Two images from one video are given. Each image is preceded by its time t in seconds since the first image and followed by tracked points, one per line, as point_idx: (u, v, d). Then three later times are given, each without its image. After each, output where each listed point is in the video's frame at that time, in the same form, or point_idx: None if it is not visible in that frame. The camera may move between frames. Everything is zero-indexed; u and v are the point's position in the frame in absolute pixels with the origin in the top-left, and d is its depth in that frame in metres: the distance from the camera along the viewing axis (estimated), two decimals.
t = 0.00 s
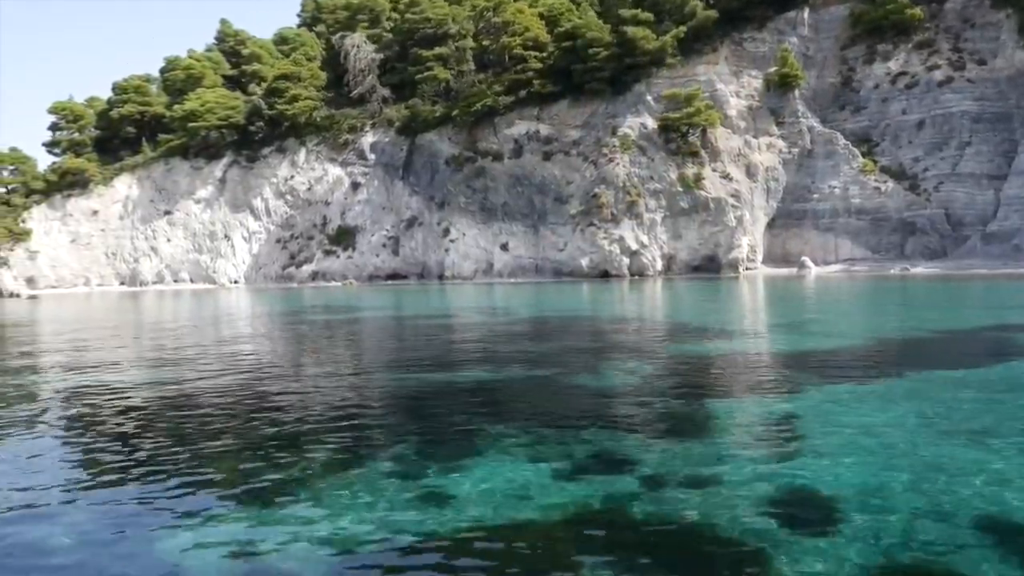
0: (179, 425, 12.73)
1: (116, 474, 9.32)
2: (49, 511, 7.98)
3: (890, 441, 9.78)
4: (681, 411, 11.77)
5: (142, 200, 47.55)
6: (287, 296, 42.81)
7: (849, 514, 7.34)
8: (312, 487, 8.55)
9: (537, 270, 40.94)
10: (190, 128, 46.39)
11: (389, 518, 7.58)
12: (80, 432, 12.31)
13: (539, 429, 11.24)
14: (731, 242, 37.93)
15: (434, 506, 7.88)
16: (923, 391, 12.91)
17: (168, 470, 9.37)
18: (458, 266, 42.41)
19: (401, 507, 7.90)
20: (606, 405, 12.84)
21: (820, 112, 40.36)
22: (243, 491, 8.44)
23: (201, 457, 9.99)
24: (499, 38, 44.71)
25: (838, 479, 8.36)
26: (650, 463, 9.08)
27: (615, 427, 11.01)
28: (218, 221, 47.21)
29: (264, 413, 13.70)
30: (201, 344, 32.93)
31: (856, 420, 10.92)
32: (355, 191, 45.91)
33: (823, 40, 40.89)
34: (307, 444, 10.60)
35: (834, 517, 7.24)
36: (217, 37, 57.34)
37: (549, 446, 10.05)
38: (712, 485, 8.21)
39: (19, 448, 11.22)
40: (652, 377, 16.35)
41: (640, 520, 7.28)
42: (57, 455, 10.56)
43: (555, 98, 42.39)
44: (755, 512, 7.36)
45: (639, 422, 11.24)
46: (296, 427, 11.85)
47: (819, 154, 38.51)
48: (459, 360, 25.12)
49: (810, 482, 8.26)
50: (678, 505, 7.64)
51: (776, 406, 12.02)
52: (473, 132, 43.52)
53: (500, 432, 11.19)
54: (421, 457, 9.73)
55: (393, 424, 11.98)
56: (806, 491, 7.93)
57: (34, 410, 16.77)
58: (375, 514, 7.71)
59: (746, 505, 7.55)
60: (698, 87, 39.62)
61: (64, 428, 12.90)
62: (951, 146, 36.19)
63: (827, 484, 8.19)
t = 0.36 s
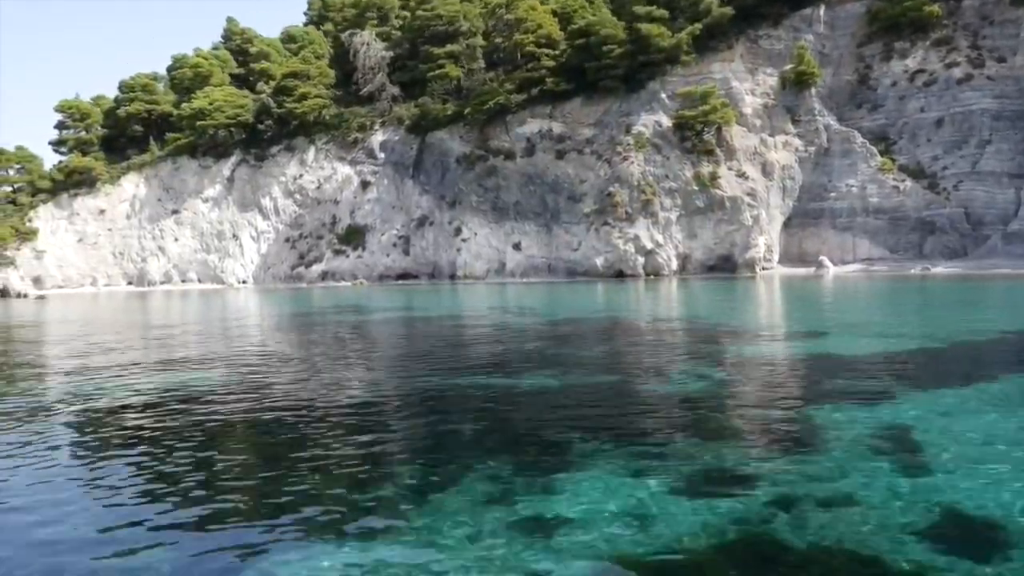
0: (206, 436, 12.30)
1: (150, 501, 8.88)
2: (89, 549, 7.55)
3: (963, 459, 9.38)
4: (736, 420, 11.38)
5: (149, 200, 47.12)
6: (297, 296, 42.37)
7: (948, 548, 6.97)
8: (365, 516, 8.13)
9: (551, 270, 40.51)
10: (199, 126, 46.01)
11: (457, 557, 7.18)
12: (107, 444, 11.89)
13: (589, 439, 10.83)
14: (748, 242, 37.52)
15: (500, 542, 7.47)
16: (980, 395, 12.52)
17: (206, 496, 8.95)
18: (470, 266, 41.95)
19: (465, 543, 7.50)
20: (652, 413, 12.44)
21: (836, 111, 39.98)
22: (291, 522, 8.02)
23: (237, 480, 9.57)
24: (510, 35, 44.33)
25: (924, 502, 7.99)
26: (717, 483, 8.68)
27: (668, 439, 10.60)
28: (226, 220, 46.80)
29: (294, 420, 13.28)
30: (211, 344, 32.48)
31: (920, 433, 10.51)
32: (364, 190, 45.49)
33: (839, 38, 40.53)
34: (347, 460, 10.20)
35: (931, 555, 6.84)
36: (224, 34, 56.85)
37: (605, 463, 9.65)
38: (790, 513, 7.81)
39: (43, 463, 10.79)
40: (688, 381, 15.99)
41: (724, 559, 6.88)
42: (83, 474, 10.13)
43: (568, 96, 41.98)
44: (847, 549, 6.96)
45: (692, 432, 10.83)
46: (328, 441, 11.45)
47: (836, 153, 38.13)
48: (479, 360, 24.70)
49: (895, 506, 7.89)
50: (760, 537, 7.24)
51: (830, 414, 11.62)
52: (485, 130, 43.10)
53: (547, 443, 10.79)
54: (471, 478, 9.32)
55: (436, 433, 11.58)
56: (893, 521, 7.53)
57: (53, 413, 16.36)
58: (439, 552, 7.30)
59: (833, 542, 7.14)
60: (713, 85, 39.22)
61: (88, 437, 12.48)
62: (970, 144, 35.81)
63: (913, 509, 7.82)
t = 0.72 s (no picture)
0: (242, 437, 11.92)
1: (191, 508, 8.46)
2: (134, 560, 7.15)
3: None
4: (796, 425, 10.97)
5: (157, 198, 46.73)
6: (307, 296, 41.90)
7: None
8: (428, 525, 7.74)
9: (564, 269, 40.05)
10: (208, 125, 45.67)
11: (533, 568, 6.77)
12: (140, 447, 11.51)
13: (645, 443, 10.43)
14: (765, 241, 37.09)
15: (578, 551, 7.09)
16: None
17: (251, 506, 8.51)
18: (483, 265, 41.46)
19: (539, 553, 7.10)
20: (703, 417, 12.05)
21: (853, 109, 39.59)
22: (348, 532, 7.62)
23: (280, 486, 9.16)
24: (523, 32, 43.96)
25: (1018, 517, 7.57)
26: (793, 492, 8.29)
27: (729, 443, 10.20)
28: (234, 220, 46.40)
29: (330, 422, 12.90)
30: (224, 344, 32.11)
31: (993, 443, 10.12)
32: (374, 189, 45.11)
33: (855, 35, 40.16)
34: (397, 466, 9.82)
35: None
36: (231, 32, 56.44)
37: (669, 468, 9.26)
38: (878, 529, 7.42)
39: (77, 466, 10.42)
40: (729, 380, 15.64)
41: None
42: (116, 479, 9.73)
43: (582, 94, 41.56)
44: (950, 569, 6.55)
45: (754, 439, 10.45)
46: (373, 444, 11.07)
47: (853, 152, 37.73)
48: (501, 361, 24.29)
49: (988, 522, 7.47)
50: (856, 557, 6.81)
51: (892, 421, 11.22)
52: (497, 128, 42.69)
53: (602, 448, 10.38)
54: (531, 484, 8.94)
55: (483, 438, 11.15)
56: (992, 539, 7.11)
57: (76, 413, 15.98)
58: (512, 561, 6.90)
59: (931, 560, 6.75)
60: (729, 83, 38.81)
61: (116, 441, 12.05)
62: (991, 142, 35.41)
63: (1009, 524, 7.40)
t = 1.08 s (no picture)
0: (275, 438, 11.48)
1: (215, 509, 7.96)
2: (163, 559, 6.65)
3: None
4: (854, 428, 10.52)
5: (165, 197, 46.33)
6: (316, 296, 41.44)
7: None
8: (486, 521, 7.29)
9: (577, 269, 39.57)
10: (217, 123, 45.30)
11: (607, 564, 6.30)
12: (169, 448, 11.07)
13: (701, 442, 9.99)
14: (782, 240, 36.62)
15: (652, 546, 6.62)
16: None
17: (293, 503, 8.09)
18: (495, 265, 40.94)
19: (607, 544, 6.68)
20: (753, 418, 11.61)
21: (869, 106, 39.21)
22: (393, 529, 7.14)
23: (312, 485, 8.69)
24: (535, 29, 43.61)
25: None
26: (866, 489, 7.85)
27: (790, 441, 9.76)
28: (243, 219, 45.94)
29: (364, 422, 12.46)
30: (235, 345, 31.59)
31: None
32: (384, 187, 44.72)
33: (871, 32, 39.78)
34: (440, 465, 9.40)
35: None
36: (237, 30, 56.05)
37: (728, 462, 8.84)
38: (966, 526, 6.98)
39: (105, 467, 9.97)
40: (768, 379, 15.22)
41: None
42: (140, 480, 9.26)
43: (595, 91, 41.08)
44: None
45: (815, 438, 10.00)
46: (414, 443, 10.64)
47: (870, 149, 37.32)
48: (522, 361, 23.86)
49: None
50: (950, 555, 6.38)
51: (956, 423, 10.77)
52: (509, 127, 42.29)
53: (654, 446, 9.94)
54: (588, 480, 8.49)
55: (527, 440, 10.71)
56: None
57: (95, 413, 15.53)
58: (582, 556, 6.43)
59: None
60: (745, 79, 38.34)
61: (140, 443, 11.59)
62: (1011, 139, 34.98)
63: None
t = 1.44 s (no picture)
0: (314, 437, 11.09)
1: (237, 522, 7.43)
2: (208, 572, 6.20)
3: None
4: (919, 425, 10.17)
5: (173, 195, 46.15)
6: (326, 295, 41.01)
7: None
8: (554, 524, 6.88)
9: (591, 267, 39.23)
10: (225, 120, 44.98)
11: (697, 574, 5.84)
12: (207, 450, 10.68)
13: (764, 441, 9.59)
14: (800, 238, 36.31)
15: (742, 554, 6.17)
16: None
17: (348, 504, 7.76)
18: (507, 264, 40.43)
19: (690, 545, 6.37)
20: (809, 415, 11.26)
21: (886, 103, 38.89)
22: (449, 543, 6.64)
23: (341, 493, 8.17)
24: (547, 25, 43.26)
25: None
26: (952, 488, 7.49)
27: (860, 439, 9.35)
28: (252, 217, 45.57)
29: (405, 422, 12.06)
30: (246, 344, 31.17)
31: None
32: (394, 186, 44.52)
33: (887, 29, 39.52)
34: (495, 465, 9.04)
35: None
36: (243, 27, 55.54)
37: (799, 462, 8.49)
38: None
39: (144, 471, 9.59)
40: (812, 377, 14.86)
41: None
42: (173, 487, 8.80)
43: (609, 88, 40.55)
44: None
45: (883, 438, 9.61)
46: (461, 444, 10.24)
47: (888, 147, 36.95)
48: (545, 359, 23.50)
49: None
50: None
51: None
52: (521, 125, 41.97)
53: (714, 444, 9.60)
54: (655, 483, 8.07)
55: (579, 437, 10.37)
56: None
57: (120, 412, 15.15)
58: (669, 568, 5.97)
59: None
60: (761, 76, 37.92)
61: (175, 442, 11.24)
62: None
63: None
